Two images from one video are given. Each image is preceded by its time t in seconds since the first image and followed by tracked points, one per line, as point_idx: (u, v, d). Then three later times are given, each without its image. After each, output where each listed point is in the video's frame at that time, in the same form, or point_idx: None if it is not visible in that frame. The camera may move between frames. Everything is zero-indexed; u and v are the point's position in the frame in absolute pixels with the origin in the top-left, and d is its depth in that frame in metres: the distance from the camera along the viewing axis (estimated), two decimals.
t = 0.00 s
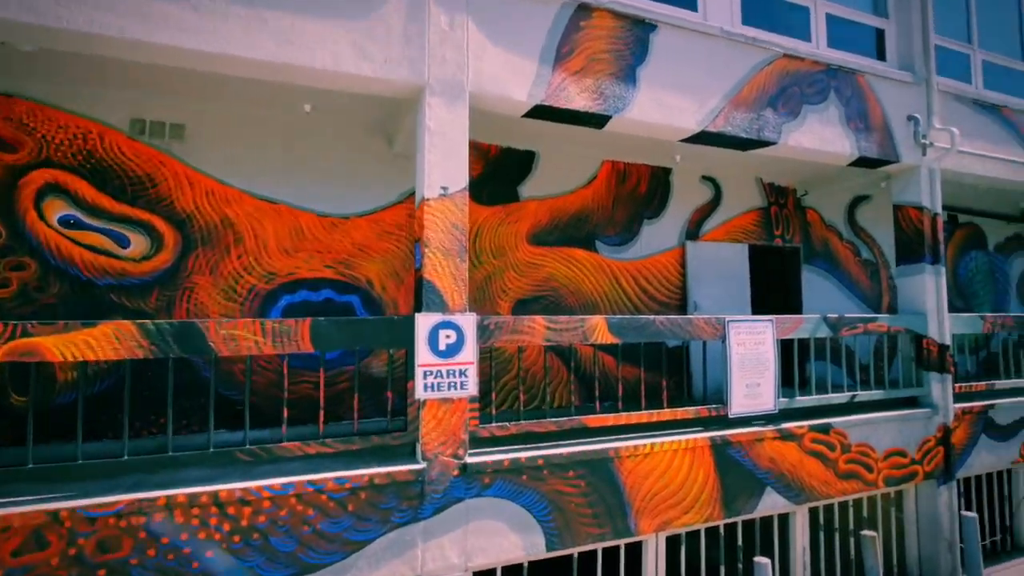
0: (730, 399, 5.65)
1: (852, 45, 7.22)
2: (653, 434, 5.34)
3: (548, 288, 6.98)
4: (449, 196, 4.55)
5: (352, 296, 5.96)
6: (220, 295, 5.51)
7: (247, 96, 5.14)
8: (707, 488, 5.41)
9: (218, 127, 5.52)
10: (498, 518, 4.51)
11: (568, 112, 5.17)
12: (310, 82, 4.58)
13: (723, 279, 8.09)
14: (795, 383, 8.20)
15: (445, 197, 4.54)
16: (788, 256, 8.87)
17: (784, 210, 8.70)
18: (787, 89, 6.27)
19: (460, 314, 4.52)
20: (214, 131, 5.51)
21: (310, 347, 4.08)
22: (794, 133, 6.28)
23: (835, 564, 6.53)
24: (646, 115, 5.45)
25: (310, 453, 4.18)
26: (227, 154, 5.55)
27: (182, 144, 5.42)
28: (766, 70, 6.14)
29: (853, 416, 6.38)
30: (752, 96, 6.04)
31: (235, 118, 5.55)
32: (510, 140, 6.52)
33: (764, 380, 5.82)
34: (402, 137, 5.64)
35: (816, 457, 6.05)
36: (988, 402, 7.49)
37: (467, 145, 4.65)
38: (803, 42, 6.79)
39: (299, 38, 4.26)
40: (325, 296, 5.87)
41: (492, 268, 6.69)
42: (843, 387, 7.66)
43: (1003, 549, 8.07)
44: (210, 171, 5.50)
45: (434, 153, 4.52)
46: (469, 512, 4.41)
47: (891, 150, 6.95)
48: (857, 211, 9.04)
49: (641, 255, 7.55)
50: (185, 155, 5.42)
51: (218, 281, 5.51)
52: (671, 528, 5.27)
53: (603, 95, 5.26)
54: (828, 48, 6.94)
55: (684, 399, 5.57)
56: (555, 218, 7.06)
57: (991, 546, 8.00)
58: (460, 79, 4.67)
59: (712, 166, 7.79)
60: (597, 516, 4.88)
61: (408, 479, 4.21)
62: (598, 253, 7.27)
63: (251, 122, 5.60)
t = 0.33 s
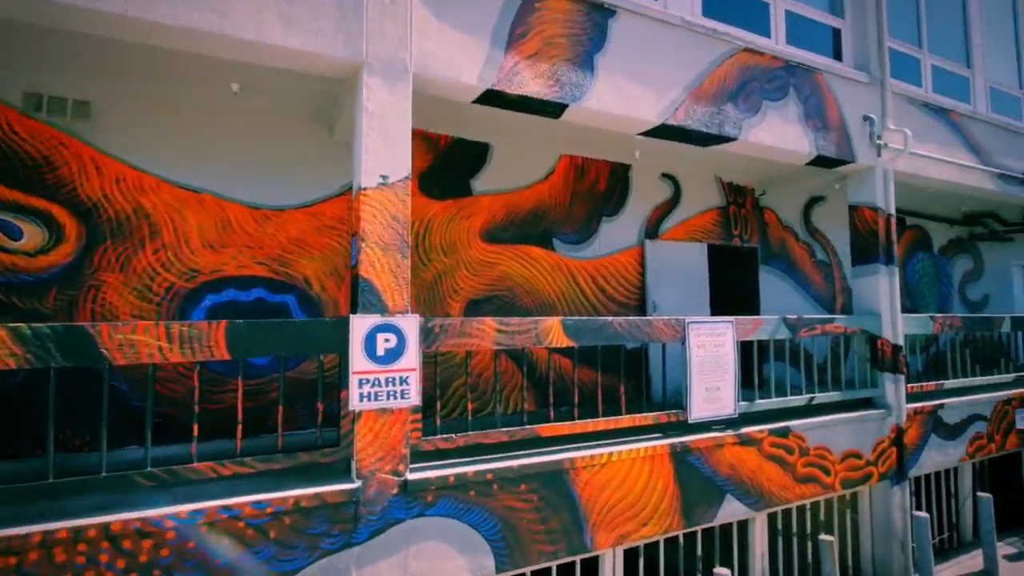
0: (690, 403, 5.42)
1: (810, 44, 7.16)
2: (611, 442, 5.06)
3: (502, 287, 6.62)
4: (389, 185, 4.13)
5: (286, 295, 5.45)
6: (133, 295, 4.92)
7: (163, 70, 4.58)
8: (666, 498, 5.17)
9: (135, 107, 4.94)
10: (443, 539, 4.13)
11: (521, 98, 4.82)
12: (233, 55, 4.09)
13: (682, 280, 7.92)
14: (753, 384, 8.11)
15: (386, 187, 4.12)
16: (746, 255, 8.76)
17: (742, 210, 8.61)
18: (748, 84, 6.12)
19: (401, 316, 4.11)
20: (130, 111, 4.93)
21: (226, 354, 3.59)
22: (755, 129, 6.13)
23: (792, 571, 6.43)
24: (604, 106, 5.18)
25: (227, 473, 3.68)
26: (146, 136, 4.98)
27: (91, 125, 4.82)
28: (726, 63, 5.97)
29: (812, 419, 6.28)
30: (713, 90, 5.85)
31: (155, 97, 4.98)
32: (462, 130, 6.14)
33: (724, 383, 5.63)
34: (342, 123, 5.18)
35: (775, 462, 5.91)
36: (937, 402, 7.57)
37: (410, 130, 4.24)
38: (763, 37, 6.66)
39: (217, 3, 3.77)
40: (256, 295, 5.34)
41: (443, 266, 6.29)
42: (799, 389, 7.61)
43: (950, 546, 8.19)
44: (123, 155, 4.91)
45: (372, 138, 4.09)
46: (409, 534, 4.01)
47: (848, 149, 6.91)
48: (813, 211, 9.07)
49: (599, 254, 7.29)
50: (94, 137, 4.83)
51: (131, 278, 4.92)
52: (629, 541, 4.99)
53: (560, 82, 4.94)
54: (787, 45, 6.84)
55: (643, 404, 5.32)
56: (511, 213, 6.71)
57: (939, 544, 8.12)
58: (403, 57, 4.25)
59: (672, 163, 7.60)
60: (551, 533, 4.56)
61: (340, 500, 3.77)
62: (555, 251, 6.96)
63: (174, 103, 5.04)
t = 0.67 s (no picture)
0: (644, 408, 5.17)
1: (762, 41, 7.09)
2: (560, 452, 4.74)
3: (447, 286, 6.20)
4: (312, 169, 3.65)
5: (202, 295, 4.85)
6: (11, 293, 4.26)
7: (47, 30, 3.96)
8: (618, 509, 4.89)
9: (110, 94, 4.55)
10: (372, 567, 3.70)
11: (464, 80, 4.44)
12: (127, 15, 3.54)
13: (635, 280, 7.71)
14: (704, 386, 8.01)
15: (307, 171, 3.64)
16: (699, 255, 8.64)
17: (695, 209, 8.50)
18: (702, 78, 5.94)
19: (325, 318, 3.63)
20: (107, 99, 4.54)
21: (106, 363, 3.04)
22: (709, 124, 5.95)
23: None
24: (554, 93, 4.86)
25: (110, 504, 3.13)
26: (121, 127, 4.60)
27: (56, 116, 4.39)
28: (681, 54, 5.77)
29: (763, 422, 6.16)
30: (667, 82, 5.63)
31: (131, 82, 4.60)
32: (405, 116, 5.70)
33: (677, 387, 5.43)
34: (266, 104, 4.66)
35: (728, 467, 5.75)
36: (882, 401, 7.65)
37: (337, 109, 3.78)
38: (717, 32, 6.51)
39: None
40: (164, 295, 4.72)
41: (383, 263, 5.83)
42: (750, 391, 7.53)
43: (892, 543, 8.33)
44: (92, 149, 4.50)
45: (293, 115, 3.61)
46: (333, 563, 3.56)
47: (799, 148, 6.86)
48: (762, 212, 9.12)
49: (550, 252, 6.98)
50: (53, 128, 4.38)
51: (8, 274, 4.26)
52: (579, 557, 4.68)
53: (506, 65, 4.58)
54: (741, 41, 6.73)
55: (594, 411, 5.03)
56: (457, 207, 6.31)
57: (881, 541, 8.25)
58: (330, 27, 3.79)
59: (626, 159, 7.38)
60: (494, 553, 4.19)
61: (250, 530, 3.28)
62: (504, 248, 6.61)
63: (157, 90, 4.70)
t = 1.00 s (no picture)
0: (602, 415, 4.87)
1: (724, 35, 6.92)
2: (512, 463, 4.38)
3: (393, 284, 5.75)
4: (226, 149, 3.17)
5: (107, 292, 4.26)
6: None
7: None
8: (574, 523, 4.57)
9: (89, 86, 4.22)
10: None
11: (407, 56, 4.02)
12: None
13: (595, 278, 7.44)
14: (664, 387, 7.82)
15: (219, 150, 3.16)
16: (659, 254, 8.46)
17: (656, 206, 8.30)
18: (664, 67, 5.69)
19: (239, 319, 3.15)
20: (54, 82, 4.10)
21: None
22: (671, 116, 5.71)
23: None
24: (508, 75, 4.50)
25: None
26: (127, 128, 4.36)
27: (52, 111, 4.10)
28: (642, 42, 5.50)
29: (724, 425, 5.96)
30: (628, 70, 5.35)
31: (143, 86, 4.44)
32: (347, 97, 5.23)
33: (637, 392, 5.15)
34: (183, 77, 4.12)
35: (689, 473, 5.51)
36: (838, 402, 7.61)
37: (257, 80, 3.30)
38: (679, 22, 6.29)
39: None
40: (60, 293, 4.12)
41: (321, 258, 5.33)
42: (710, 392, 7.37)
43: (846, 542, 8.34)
44: None
45: (201, 85, 3.12)
46: None
47: (760, 145, 6.72)
48: (722, 211, 9.02)
49: (506, 248, 6.61)
50: (46, 124, 4.09)
51: None
52: None
53: (455, 41, 4.19)
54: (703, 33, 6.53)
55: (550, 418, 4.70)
56: (404, 199, 5.86)
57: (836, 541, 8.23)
58: None
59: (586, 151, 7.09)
60: None
61: (142, 570, 2.78)
62: (456, 244, 6.21)
63: (112, 75, 4.30)
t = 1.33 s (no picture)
0: (562, 423, 4.53)
1: (690, 24, 6.68)
2: (464, 479, 3.99)
3: (337, 281, 5.27)
4: (116, 118, 2.67)
5: None
6: None
7: None
8: (532, 542, 4.21)
9: None
10: None
11: (345, 25, 3.58)
12: None
13: (558, 276, 7.11)
14: (627, 389, 7.56)
15: (107, 121, 2.65)
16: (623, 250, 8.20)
17: (620, 202, 8.03)
18: (629, 53, 5.39)
19: (132, 322, 2.64)
20: None
21: None
22: (636, 105, 5.42)
23: None
24: (461, 51, 4.10)
25: None
26: (48, 107, 3.86)
27: None
28: (607, 25, 5.19)
29: (690, 430, 5.72)
30: (591, 53, 5.02)
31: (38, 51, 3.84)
32: (284, 73, 4.73)
33: (600, 398, 4.83)
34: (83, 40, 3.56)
35: (653, 482, 5.23)
36: (802, 402, 7.50)
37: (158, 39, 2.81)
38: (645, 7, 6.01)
39: None
40: None
41: (255, 252, 4.82)
42: (675, 395, 7.14)
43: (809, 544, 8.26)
44: None
45: (85, 42, 2.61)
46: None
47: (726, 138, 6.51)
48: (687, 208, 8.83)
49: (463, 244, 6.21)
50: (19, 125, 3.79)
51: None
52: None
53: (400, 11, 3.77)
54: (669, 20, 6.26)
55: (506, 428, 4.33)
56: (350, 188, 5.38)
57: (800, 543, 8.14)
58: None
59: (547, 142, 6.74)
60: None
61: None
62: (408, 238, 5.77)
63: None
